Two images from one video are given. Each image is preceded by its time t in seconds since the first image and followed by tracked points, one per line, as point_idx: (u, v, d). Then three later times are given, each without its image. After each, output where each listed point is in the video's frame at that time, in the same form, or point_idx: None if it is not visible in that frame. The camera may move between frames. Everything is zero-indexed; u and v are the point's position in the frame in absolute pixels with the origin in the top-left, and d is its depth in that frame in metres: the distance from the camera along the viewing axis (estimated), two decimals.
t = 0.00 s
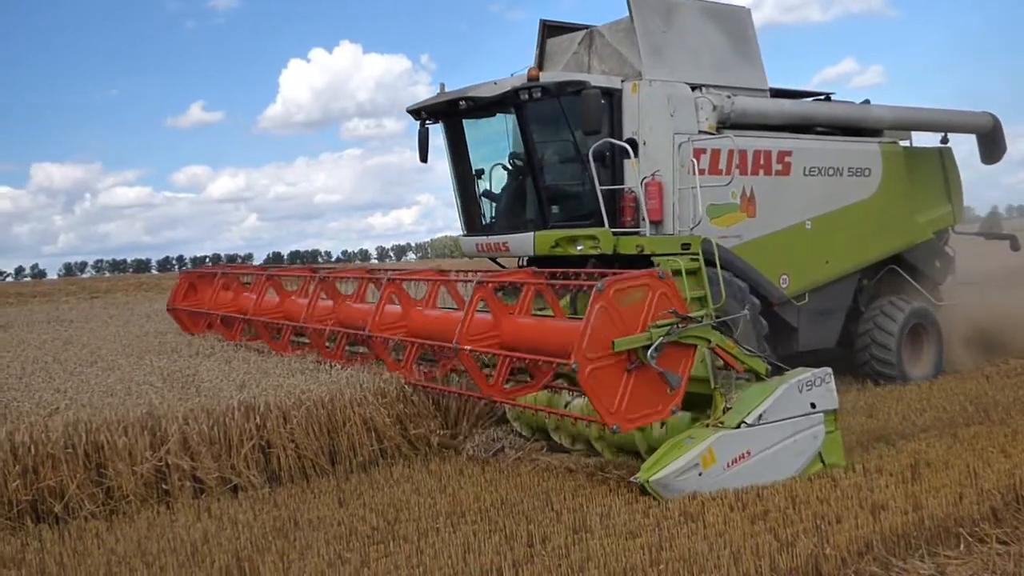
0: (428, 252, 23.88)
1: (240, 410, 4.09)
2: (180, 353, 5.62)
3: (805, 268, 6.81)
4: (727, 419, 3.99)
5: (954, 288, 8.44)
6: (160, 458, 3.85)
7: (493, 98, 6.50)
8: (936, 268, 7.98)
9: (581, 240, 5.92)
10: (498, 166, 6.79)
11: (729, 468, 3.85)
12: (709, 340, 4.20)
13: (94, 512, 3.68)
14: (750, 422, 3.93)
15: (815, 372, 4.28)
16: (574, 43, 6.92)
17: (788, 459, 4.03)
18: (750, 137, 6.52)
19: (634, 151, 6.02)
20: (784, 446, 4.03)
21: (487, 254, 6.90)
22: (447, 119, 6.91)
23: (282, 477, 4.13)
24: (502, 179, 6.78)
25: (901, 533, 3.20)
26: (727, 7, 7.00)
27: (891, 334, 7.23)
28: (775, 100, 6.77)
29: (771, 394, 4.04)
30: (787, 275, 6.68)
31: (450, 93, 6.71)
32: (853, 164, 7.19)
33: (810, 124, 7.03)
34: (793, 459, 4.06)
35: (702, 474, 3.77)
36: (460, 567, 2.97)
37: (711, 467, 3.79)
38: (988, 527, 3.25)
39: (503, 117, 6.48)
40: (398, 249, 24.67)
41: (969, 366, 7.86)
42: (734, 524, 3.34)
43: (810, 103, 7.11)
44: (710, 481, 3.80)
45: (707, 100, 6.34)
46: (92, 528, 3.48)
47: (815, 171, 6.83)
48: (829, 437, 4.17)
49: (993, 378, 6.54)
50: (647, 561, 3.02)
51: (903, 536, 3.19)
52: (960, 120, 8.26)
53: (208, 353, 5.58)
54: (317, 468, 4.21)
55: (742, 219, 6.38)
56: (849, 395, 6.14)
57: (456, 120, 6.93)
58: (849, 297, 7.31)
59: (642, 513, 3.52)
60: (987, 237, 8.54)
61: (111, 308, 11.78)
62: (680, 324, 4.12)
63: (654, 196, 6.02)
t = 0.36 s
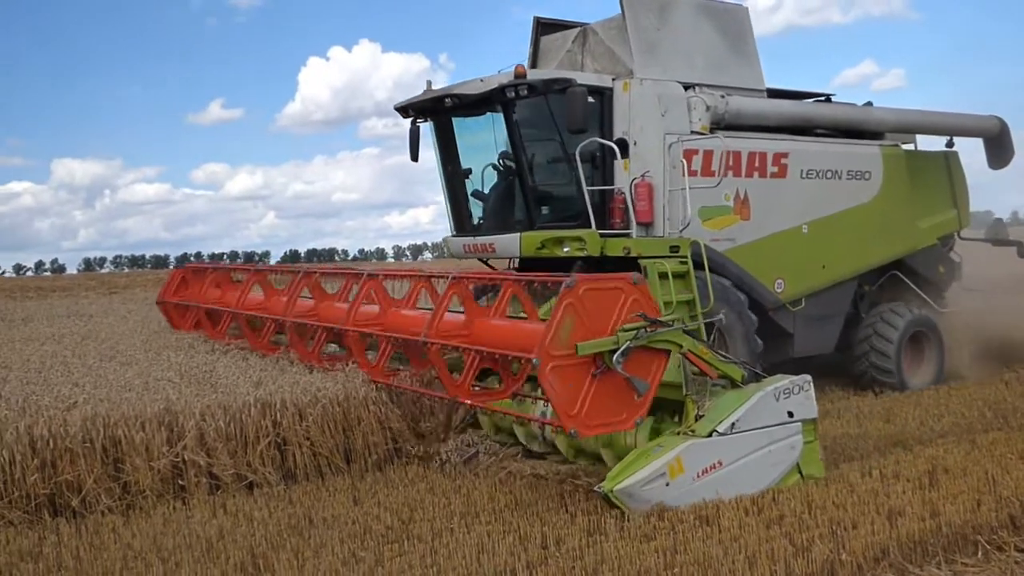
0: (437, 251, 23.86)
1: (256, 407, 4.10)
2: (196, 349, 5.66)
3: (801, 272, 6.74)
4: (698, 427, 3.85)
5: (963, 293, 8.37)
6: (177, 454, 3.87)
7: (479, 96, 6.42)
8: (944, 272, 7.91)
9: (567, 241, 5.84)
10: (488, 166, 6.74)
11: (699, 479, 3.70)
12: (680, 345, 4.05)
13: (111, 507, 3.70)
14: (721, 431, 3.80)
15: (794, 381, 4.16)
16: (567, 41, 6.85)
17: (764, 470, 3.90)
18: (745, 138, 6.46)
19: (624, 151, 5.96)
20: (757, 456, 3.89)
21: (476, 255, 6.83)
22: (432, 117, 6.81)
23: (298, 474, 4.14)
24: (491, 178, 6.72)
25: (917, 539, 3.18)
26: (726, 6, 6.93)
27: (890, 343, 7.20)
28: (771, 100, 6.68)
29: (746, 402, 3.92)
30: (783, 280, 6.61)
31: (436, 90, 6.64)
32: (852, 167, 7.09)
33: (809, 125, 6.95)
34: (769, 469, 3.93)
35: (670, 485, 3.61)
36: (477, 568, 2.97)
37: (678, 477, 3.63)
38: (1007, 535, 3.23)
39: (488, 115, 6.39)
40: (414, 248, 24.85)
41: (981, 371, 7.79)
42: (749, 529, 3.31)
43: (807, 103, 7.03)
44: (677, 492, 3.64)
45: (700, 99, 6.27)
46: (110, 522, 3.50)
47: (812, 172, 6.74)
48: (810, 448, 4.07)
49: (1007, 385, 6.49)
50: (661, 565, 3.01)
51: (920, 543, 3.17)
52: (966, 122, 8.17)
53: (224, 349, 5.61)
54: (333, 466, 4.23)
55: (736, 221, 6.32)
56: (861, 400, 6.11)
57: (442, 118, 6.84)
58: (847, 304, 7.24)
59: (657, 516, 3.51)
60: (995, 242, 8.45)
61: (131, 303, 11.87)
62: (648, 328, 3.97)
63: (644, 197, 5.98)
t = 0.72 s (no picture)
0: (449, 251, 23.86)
1: (279, 409, 4.12)
2: (219, 351, 5.71)
3: (802, 274, 6.68)
4: (672, 436, 3.67)
5: (976, 295, 8.27)
6: (200, 456, 3.91)
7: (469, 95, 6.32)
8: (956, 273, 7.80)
9: (559, 243, 5.78)
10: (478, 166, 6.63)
11: (672, 489, 3.53)
12: (654, 351, 3.90)
13: (136, 508, 3.75)
14: (698, 440, 3.63)
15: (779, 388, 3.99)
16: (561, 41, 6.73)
17: (744, 481, 3.75)
18: (743, 138, 6.40)
19: (617, 151, 5.97)
20: (735, 466, 3.72)
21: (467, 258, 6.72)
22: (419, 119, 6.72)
23: (320, 476, 4.16)
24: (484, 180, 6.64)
25: (942, 544, 3.16)
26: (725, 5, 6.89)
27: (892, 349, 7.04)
28: (768, 100, 6.65)
29: (723, 410, 3.73)
30: (783, 284, 6.58)
31: (425, 89, 6.55)
32: (856, 168, 6.98)
33: (811, 125, 6.86)
34: (749, 480, 3.78)
35: (642, 497, 3.44)
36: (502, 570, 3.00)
37: (650, 488, 3.46)
38: None
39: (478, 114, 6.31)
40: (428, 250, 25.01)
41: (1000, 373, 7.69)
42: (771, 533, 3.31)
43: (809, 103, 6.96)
44: (648, 505, 3.46)
45: (696, 98, 6.22)
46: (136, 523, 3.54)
47: (813, 173, 6.64)
48: (795, 457, 3.94)
49: None
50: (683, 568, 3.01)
51: (944, 547, 3.16)
52: (974, 122, 8.04)
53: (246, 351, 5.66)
54: (355, 469, 4.24)
55: (733, 223, 6.29)
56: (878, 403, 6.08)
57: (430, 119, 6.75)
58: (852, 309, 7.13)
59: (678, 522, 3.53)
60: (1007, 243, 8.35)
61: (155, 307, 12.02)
62: (620, 332, 3.82)
63: (637, 198, 6.00)
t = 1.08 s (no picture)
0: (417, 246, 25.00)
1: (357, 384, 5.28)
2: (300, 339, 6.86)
3: (756, 279, 7.57)
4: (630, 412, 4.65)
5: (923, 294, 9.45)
6: (298, 419, 5.04)
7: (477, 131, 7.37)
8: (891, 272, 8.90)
9: (552, 252, 6.61)
10: (488, 189, 7.60)
11: (629, 454, 4.51)
12: (615, 341, 4.74)
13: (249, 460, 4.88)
14: (650, 414, 4.60)
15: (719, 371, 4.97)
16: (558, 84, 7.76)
17: (693, 448, 4.73)
18: (706, 163, 7.31)
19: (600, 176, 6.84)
20: (684, 435, 4.69)
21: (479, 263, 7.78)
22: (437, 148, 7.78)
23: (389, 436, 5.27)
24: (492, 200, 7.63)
25: (886, 490, 4.11)
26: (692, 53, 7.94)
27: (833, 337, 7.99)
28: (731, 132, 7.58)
29: (673, 390, 4.71)
30: (742, 284, 7.49)
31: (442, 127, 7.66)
32: (805, 187, 7.95)
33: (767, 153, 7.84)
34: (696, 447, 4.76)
35: (602, 460, 4.42)
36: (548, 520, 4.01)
37: (610, 453, 4.44)
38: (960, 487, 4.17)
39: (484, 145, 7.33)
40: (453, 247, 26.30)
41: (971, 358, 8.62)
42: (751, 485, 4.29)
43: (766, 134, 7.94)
44: (610, 466, 4.45)
45: (667, 131, 7.14)
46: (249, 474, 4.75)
47: (768, 193, 7.59)
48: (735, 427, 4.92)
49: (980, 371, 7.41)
50: (678, 510, 4.07)
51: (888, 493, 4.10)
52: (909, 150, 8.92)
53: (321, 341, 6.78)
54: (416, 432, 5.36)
55: (698, 235, 7.15)
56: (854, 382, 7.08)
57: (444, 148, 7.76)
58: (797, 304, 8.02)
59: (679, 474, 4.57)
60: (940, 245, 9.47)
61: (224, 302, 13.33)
62: (584, 326, 4.63)
63: (617, 216, 6.80)
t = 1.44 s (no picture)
0: (437, 270, 26.91)
1: (405, 365, 7.54)
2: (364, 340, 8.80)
3: (701, 283, 9.81)
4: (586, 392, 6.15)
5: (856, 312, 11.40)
6: (360, 389, 7.28)
7: (479, 165, 9.33)
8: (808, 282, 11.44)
9: (536, 261, 8.30)
10: (488, 212, 9.67)
11: (583, 426, 5.97)
12: (570, 332, 6.34)
13: (321, 421, 7.08)
14: (602, 394, 6.10)
15: (659, 361, 6.49)
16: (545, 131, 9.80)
17: (636, 420, 6.22)
18: (662, 193, 9.39)
19: (577, 203, 8.84)
20: (628, 410, 6.17)
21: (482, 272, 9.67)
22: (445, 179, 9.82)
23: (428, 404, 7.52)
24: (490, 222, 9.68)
25: (826, 454, 5.49)
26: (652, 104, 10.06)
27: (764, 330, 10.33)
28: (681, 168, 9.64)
29: (620, 374, 6.21)
30: (691, 288, 9.67)
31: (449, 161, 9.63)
32: (741, 211, 10.24)
33: (709, 184, 9.99)
34: (640, 419, 6.25)
35: (560, 431, 5.88)
36: (558, 476, 5.46)
37: (567, 426, 5.89)
38: (885, 453, 5.49)
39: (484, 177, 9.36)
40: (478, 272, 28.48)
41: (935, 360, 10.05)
42: (716, 448, 5.78)
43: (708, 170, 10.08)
44: (567, 435, 5.91)
45: (630, 166, 9.10)
46: (324, 435, 6.65)
47: (711, 215, 9.78)
48: (673, 405, 6.52)
49: (920, 370, 8.82)
50: (659, 467, 5.48)
51: (828, 456, 5.46)
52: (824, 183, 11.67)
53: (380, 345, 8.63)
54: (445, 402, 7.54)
55: (656, 248, 9.21)
56: (812, 377, 8.53)
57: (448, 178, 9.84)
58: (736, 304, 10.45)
59: (658, 440, 6.15)
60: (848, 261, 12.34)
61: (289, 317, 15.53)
62: (547, 321, 6.22)
63: (590, 233, 8.81)
